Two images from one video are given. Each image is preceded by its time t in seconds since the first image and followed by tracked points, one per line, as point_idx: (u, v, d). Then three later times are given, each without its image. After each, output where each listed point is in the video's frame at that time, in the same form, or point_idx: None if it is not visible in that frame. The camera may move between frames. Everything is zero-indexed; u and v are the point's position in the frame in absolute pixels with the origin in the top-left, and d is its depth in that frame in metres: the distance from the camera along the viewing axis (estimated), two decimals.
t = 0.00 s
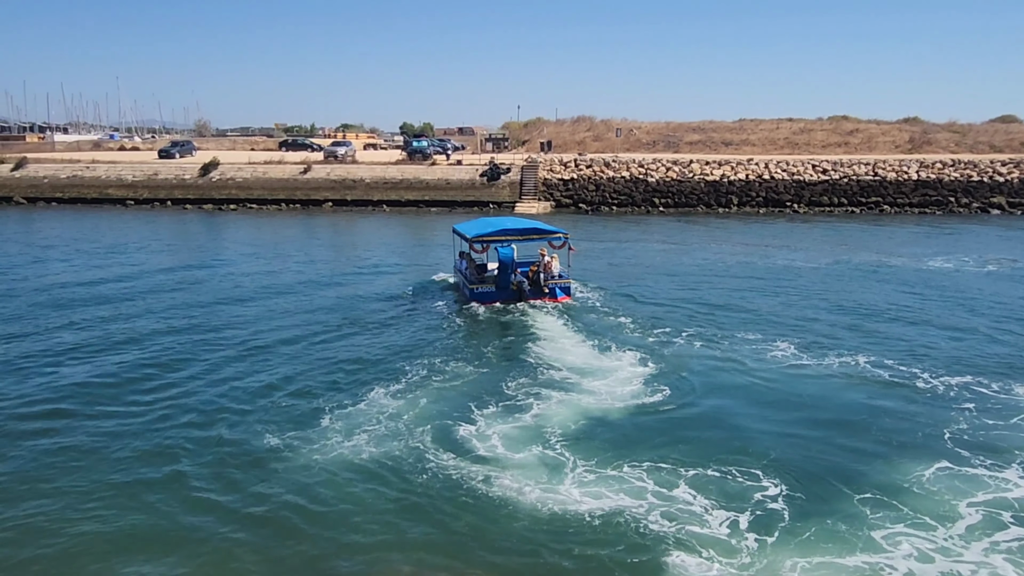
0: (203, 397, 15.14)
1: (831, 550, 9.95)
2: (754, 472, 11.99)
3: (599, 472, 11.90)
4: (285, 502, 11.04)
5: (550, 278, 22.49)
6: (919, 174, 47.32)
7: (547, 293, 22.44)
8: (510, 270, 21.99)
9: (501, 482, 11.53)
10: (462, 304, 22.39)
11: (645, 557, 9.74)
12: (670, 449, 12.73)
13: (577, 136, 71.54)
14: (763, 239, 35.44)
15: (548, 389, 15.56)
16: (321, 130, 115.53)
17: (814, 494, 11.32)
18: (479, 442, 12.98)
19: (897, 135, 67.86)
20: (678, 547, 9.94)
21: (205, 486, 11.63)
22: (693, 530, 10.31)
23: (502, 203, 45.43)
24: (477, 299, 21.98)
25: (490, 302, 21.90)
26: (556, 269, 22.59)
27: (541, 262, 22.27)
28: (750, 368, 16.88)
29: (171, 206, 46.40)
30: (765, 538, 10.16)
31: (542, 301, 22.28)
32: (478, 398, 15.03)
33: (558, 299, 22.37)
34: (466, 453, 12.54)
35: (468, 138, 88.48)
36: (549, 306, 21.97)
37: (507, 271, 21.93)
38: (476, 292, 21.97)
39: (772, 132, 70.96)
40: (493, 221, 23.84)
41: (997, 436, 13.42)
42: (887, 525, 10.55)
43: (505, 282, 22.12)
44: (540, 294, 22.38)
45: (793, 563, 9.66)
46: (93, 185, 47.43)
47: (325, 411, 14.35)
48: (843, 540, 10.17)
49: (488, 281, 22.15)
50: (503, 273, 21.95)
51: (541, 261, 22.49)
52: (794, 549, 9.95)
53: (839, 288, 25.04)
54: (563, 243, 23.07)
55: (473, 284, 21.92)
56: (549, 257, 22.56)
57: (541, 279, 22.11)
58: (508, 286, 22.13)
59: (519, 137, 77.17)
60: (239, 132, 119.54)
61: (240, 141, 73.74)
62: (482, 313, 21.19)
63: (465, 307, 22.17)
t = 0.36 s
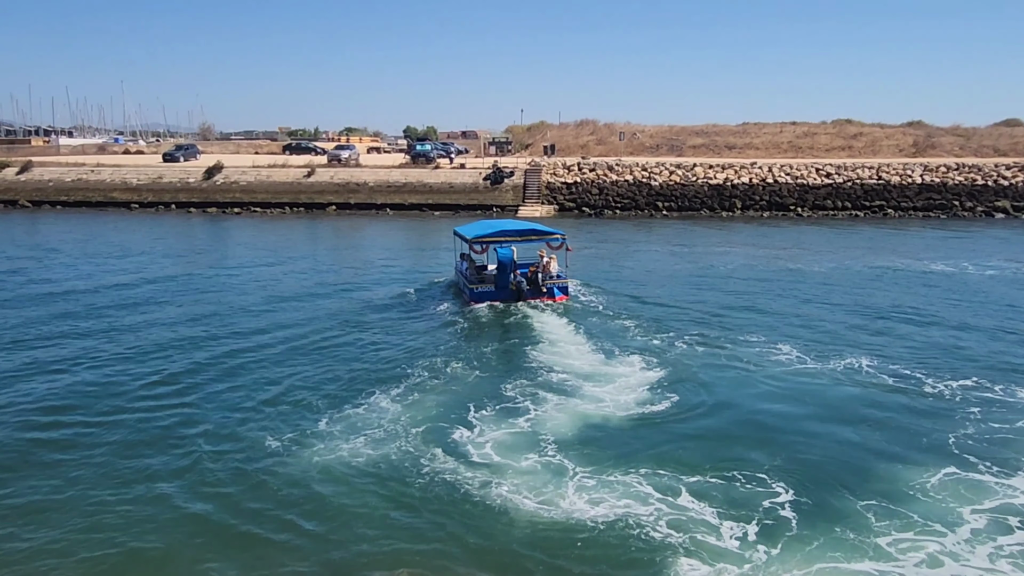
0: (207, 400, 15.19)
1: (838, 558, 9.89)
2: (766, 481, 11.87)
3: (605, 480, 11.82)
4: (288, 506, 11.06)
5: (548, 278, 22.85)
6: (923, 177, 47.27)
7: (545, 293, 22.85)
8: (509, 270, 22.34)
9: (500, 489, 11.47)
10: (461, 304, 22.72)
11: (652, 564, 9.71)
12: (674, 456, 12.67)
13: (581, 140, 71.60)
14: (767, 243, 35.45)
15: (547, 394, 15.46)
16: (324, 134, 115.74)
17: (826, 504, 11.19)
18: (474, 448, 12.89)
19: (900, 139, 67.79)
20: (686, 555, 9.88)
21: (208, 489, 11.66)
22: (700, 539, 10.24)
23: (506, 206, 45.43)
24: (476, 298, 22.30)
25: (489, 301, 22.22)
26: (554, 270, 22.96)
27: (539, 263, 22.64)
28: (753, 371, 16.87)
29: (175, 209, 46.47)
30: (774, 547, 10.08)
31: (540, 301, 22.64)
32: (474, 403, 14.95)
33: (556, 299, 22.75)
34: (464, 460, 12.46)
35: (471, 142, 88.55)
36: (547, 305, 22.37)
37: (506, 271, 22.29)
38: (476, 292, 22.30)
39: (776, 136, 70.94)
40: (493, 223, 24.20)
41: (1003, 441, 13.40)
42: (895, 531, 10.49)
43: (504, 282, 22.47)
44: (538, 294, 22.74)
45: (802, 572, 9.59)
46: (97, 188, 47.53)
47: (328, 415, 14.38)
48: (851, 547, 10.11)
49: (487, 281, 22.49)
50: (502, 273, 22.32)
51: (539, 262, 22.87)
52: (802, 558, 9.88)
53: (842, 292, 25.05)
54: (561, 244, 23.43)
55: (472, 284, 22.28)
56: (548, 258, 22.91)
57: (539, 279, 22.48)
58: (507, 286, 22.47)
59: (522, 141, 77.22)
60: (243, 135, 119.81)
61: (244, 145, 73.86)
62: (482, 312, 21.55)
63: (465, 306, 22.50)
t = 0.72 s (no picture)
0: (211, 403, 15.26)
1: (847, 565, 9.81)
2: (776, 488, 11.79)
3: (609, 487, 11.76)
4: (292, 508, 11.12)
5: (546, 278, 23.23)
6: (927, 180, 47.25)
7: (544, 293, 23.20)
8: (509, 271, 22.68)
9: (499, 495, 11.45)
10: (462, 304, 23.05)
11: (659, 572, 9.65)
12: (676, 461, 12.63)
13: (584, 143, 71.69)
14: (771, 246, 35.45)
15: (546, 399, 15.40)
16: (327, 137, 116.12)
17: (837, 511, 11.10)
18: (475, 452, 12.90)
19: (905, 142, 67.71)
20: (692, 563, 9.82)
21: (213, 491, 11.72)
22: (707, 547, 10.18)
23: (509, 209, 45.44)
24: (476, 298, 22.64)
25: (489, 301, 22.57)
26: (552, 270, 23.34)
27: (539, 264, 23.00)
28: (756, 374, 16.90)
29: (179, 212, 46.55)
30: (782, 555, 10.01)
31: (539, 301, 23.02)
32: (475, 407, 14.92)
33: (554, 299, 23.12)
34: (462, 465, 12.44)
35: (474, 146, 88.63)
36: (546, 305, 22.70)
37: (505, 271, 22.65)
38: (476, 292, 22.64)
39: (779, 139, 70.93)
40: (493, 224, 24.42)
41: (1006, 444, 13.41)
42: (903, 537, 10.45)
43: (503, 282, 22.83)
44: (536, 294, 23.13)
45: None
46: (102, 192, 47.67)
47: (331, 417, 14.44)
48: (859, 554, 10.05)
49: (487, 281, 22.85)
50: (501, 273, 22.70)
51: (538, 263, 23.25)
52: (811, 566, 9.80)
53: (844, 295, 25.07)
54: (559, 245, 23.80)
55: (473, 284, 22.63)
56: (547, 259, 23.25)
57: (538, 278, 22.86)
58: (506, 286, 22.83)
59: (526, 144, 77.32)
60: (246, 138, 119.85)
61: (248, 148, 74.00)
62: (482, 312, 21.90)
63: (465, 306, 22.83)
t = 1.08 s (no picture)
0: (213, 405, 15.30)
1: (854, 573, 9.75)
2: (786, 495, 11.69)
3: (614, 494, 11.70)
4: (294, 512, 11.14)
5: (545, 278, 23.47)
6: (931, 184, 47.21)
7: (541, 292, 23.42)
8: (508, 271, 22.89)
9: (497, 500, 11.46)
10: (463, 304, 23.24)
11: None
12: (679, 466, 12.61)
13: (587, 146, 71.78)
14: (775, 249, 35.43)
15: (547, 403, 15.39)
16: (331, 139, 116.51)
17: (846, 520, 10.98)
18: (478, 456, 12.92)
19: (908, 145, 67.65)
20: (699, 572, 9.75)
21: (215, 494, 11.76)
22: (713, 555, 10.11)
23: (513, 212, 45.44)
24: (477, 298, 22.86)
25: (489, 300, 22.79)
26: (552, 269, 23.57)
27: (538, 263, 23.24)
28: (757, 377, 16.89)
29: (183, 214, 46.65)
30: (788, 564, 9.95)
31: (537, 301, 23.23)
32: (477, 410, 14.94)
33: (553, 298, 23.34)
34: (462, 470, 12.44)
35: (478, 147, 88.75)
36: (545, 305, 22.89)
37: (504, 271, 22.88)
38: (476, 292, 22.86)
39: (783, 142, 70.91)
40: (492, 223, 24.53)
41: (1010, 447, 13.39)
42: (910, 544, 10.40)
43: (503, 282, 23.06)
44: (535, 293, 23.36)
45: None
46: (106, 194, 47.82)
47: (333, 420, 14.46)
48: (867, 562, 9.98)
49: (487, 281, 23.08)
50: (501, 272, 22.95)
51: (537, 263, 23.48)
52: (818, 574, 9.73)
53: (847, 297, 25.04)
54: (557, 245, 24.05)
55: (473, 283, 22.85)
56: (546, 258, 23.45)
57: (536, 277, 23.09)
58: (505, 285, 23.05)
59: (529, 147, 77.44)
60: (251, 140, 120.05)
61: (252, 150, 74.15)
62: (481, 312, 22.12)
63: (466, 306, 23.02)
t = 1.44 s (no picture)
0: (217, 408, 15.34)
1: None
2: (792, 501, 11.63)
3: (617, 499, 11.68)
4: (296, 515, 11.16)
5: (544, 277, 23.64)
6: (934, 186, 47.18)
7: (540, 292, 23.65)
8: (508, 270, 23.03)
9: (500, 506, 11.44)
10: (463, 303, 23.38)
11: None
12: (682, 470, 12.59)
13: (590, 148, 71.84)
14: (778, 250, 35.43)
15: (548, 405, 15.42)
16: (334, 141, 116.83)
17: (852, 526, 10.92)
18: (480, 460, 12.94)
19: (911, 147, 67.60)
20: None
21: (218, 497, 11.80)
22: (718, 562, 10.05)
23: (515, 213, 45.46)
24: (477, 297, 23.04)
25: (489, 299, 22.94)
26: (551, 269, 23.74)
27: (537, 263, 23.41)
28: (760, 379, 16.90)
29: (186, 216, 46.74)
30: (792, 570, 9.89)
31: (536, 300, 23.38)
32: (479, 413, 14.97)
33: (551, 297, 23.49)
34: (465, 473, 12.47)
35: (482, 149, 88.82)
36: (545, 305, 23.01)
37: (504, 270, 23.04)
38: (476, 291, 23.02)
39: (786, 144, 70.92)
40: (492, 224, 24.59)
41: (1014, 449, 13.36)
42: (916, 549, 10.37)
43: (502, 281, 23.24)
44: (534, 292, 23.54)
45: None
46: (109, 196, 47.91)
47: (336, 421, 14.51)
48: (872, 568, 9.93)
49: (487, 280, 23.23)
50: (500, 271, 23.17)
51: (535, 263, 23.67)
52: None
53: (850, 299, 25.03)
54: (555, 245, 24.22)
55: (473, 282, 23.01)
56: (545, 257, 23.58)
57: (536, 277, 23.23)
58: (505, 285, 23.20)
59: (532, 148, 77.53)
60: (255, 143, 120.33)
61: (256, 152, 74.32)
62: (481, 312, 22.24)
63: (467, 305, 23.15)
